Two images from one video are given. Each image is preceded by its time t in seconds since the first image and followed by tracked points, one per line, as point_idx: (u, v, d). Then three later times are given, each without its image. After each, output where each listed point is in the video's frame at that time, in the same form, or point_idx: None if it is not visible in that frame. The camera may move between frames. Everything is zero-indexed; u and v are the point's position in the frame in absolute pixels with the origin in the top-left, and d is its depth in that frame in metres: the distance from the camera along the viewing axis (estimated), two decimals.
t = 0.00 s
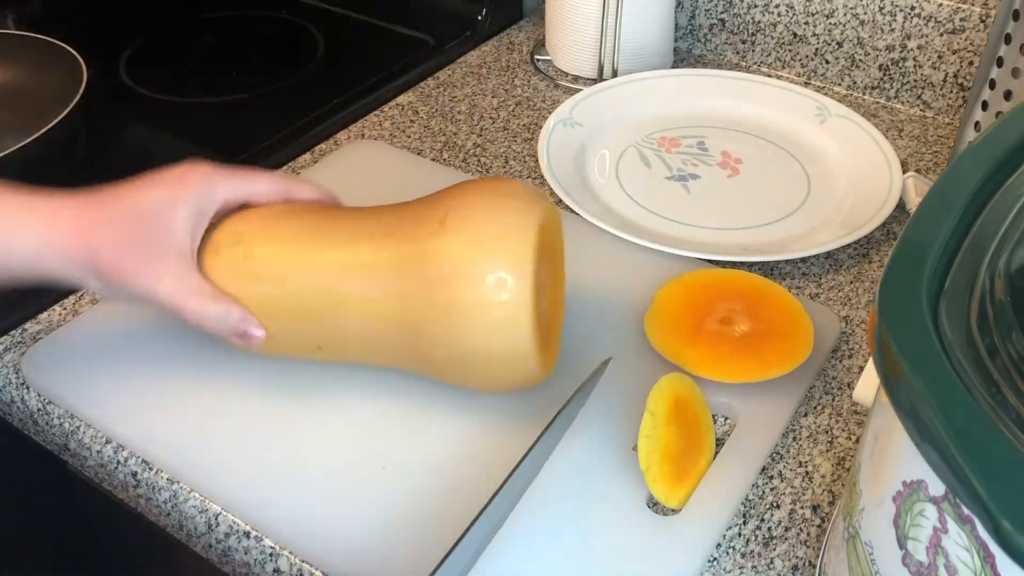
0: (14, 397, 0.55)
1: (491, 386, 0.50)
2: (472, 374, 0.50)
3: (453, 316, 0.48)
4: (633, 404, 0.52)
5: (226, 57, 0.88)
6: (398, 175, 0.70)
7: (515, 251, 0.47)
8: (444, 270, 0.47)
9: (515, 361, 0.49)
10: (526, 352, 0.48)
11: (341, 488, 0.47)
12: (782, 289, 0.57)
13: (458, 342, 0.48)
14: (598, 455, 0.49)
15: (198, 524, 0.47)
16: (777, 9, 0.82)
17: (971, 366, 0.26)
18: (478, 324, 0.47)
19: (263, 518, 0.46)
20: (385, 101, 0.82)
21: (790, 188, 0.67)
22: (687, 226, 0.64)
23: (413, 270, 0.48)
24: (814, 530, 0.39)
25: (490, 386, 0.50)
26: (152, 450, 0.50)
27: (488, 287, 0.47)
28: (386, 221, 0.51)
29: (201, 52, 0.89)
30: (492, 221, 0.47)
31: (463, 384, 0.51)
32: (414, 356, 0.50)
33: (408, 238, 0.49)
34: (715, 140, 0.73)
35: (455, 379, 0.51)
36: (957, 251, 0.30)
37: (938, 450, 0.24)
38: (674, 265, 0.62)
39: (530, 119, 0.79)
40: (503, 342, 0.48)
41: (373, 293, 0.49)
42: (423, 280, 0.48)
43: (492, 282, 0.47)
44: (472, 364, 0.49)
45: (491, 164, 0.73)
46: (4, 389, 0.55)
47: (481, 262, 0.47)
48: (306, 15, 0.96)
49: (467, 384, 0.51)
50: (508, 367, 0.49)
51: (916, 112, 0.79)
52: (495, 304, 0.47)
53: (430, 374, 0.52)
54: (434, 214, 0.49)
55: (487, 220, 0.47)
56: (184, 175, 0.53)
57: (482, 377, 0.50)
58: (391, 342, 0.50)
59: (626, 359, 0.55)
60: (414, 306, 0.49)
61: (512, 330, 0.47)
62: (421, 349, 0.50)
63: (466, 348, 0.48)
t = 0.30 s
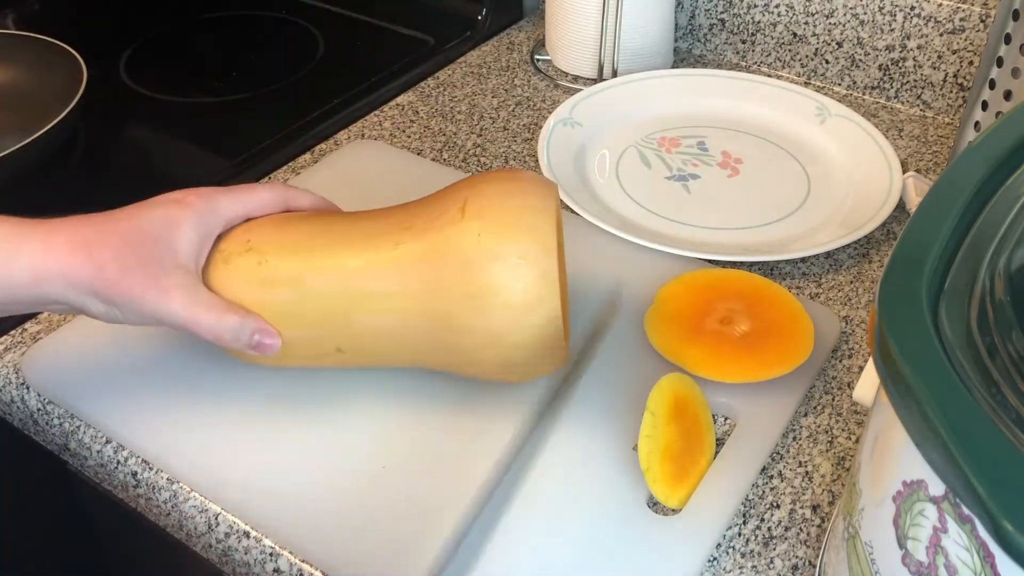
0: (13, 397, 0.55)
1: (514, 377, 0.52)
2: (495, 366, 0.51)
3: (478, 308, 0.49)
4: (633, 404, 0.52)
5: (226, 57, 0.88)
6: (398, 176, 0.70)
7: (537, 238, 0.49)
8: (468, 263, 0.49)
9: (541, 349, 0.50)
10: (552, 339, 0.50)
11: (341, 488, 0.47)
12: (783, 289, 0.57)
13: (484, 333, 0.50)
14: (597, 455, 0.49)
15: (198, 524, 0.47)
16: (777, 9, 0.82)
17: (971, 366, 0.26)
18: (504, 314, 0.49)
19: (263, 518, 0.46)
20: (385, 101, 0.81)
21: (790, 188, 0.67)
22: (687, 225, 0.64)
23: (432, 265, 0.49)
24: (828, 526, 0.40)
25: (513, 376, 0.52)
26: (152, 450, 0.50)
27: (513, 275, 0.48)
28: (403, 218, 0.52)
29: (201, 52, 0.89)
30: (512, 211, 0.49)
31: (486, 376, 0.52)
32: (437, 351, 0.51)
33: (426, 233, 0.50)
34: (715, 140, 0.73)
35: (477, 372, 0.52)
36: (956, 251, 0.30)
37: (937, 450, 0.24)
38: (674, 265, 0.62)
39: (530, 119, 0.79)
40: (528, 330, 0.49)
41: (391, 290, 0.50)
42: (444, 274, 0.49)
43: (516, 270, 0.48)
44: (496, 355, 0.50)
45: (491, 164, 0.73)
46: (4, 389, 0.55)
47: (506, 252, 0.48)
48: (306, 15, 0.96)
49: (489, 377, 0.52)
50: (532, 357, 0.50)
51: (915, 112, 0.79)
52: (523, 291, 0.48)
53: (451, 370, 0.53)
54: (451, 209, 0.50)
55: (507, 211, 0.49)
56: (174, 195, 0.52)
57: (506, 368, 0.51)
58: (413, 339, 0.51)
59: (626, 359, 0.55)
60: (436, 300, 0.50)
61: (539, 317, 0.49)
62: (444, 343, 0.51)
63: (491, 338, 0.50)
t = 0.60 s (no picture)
0: (14, 397, 0.55)
1: (515, 377, 0.52)
2: (497, 366, 0.51)
3: (479, 308, 0.49)
4: (633, 404, 0.52)
5: (227, 57, 0.88)
6: (398, 175, 0.70)
7: (537, 236, 0.49)
8: (468, 263, 0.49)
9: (541, 348, 0.50)
10: (553, 337, 0.50)
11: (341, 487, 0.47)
12: (783, 290, 0.57)
13: (485, 332, 0.50)
14: (597, 455, 0.49)
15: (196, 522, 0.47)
16: (777, 9, 0.82)
17: (971, 367, 0.26)
18: (504, 313, 0.49)
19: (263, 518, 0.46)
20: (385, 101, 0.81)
21: (790, 188, 0.67)
22: (687, 225, 0.64)
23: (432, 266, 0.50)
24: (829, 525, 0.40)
25: (515, 376, 0.52)
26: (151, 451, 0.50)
27: (514, 274, 0.48)
28: (403, 218, 0.52)
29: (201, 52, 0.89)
30: (512, 210, 0.49)
31: (487, 376, 0.52)
32: (439, 351, 0.51)
33: (427, 233, 0.50)
34: (715, 140, 0.73)
35: (480, 372, 0.52)
36: (956, 252, 0.30)
37: (938, 451, 0.24)
38: (674, 265, 0.62)
39: (530, 119, 0.79)
40: (529, 329, 0.49)
41: (393, 290, 0.50)
42: (444, 273, 0.49)
43: (517, 269, 0.48)
44: (498, 354, 0.50)
45: (491, 163, 0.73)
46: (4, 389, 0.55)
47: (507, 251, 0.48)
48: (306, 15, 0.96)
49: (490, 377, 0.52)
50: (533, 356, 0.50)
51: (916, 112, 0.79)
52: (523, 291, 0.48)
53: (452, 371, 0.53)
54: (450, 208, 0.50)
55: (507, 210, 0.49)
56: (172, 197, 0.52)
57: (507, 368, 0.51)
58: (414, 338, 0.51)
59: (626, 359, 0.55)
60: (437, 299, 0.50)
61: (540, 316, 0.49)
62: (445, 343, 0.51)
63: (492, 337, 0.50)
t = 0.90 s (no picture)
0: (14, 397, 0.55)
1: (517, 378, 0.52)
2: (498, 367, 0.51)
3: (479, 309, 0.49)
4: (633, 405, 0.52)
5: (227, 57, 0.88)
6: (398, 175, 0.70)
7: (536, 237, 0.49)
8: (468, 263, 0.49)
9: (542, 349, 0.50)
10: (553, 338, 0.50)
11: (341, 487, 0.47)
12: (783, 290, 0.57)
13: (486, 333, 0.50)
14: (597, 455, 0.49)
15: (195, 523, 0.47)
16: (777, 9, 0.82)
17: (972, 367, 0.26)
18: (505, 314, 0.49)
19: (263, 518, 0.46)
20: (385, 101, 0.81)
21: (791, 188, 0.67)
22: (687, 225, 0.64)
23: (431, 266, 0.49)
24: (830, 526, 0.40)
25: (516, 377, 0.52)
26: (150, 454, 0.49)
27: (514, 274, 0.48)
28: (402, 217, 0.52)
29: (201, 52, 0.89)
30: (511, 210, 0.49)
31: (488, 377, 0.52)
32: (439, 353, 0.51)
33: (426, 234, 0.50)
34: (715, 140, 0.73)
35: (481, 373, 0.52)
36: (956, 252, 0.30)
37: (937, 451, 0.24)
38: (674, 265, 0.62)
39: (530, 119, 0.79)
40: (529, 329, 0.49)
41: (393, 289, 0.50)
42: (444, 273, 0.49)
43: (517, 269, 0.48)
44: (498, 356, 0.50)
45: (491, 164, 0.73)
46: (4, 389, 0.55)
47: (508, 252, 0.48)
48: (306, 15, 0.96)
49: (491, 378, 0.52)
50: (533, 356, 0.50)
51: (915, 112, 0.79)
52: (523, 292, 0.48)
53: (453, 372, 0.53)
54: (450, 209, 0.51)
55: (508, 210, 0.49)
56: (173, 199, 0.52)
57: (508, 369, 0.51)
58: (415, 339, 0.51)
59: (626, 359, 0.55)
60: (437, 300, 0.50)
61: (540, 318, 0.49)
62: (445, 344, 0.51)
63: (492, 338, 0.50)
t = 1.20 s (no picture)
0: (14, 397, 0.55)
1: (517, 378, 0.52)
2: (498, 368, 0.51)
3: (479, 310, 0.49)
4: (633, 405, 0.52)
5: (227, 57, 0.88)
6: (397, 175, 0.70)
7: (537, 237, 0.49)
8: (469, 263, 0.49)
9: (542, 349, 0.50)
10: (553, 339, 0.50)
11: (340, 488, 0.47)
12: (783, 290, 0.57)
13: (486, 334, 0.50)
14: (597, 454, 0.49)
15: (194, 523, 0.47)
16: (777, 9, 0.82)
17: (971, 367, 0.26)
18: (506, 315, 0.49)
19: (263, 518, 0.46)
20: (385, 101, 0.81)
21: (791, 188, 0.67)
22: (687, 225, 0.64)
23: (431, 265, 0.49)
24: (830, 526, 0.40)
25: (516, 377, 0.52)
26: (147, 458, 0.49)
27: (513, 275, 0.48)
28: (402, 217, 0.52)
29: (201, 53, 0.89)
30: (512, 211, 0.49)
31: (488, 377, 0.52)
32: (439, 353, 0.51)
33: (426, 234, 0.50)
34: (715, 140, 0.73)
35: (481, 374, 0.52)
36: (956, 251, 0.30)
37: (937, 451, 0.24)
38: (674, 265, 0.62)
39: (530, 119, 0.79)
40: (529, 330, 0.49)
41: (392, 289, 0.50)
42: (444, 273, 0.49)
43: (516, 270, 0.48)
44: (499, 357, 0.50)
45: (491, 163, 0.73)
46: (4, 389, 0.55)
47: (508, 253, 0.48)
48: (306, 15, 0.96)
49: (491, 378, 0.52)
50: (533, 356, 0.50)
51: (915, 112, 0.79)
52: (523, 293, 0.48)
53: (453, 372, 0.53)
54: (450, 209, 0.51)
55: (507, 212, 0.49)
56: (173, 201, 0.51)
57: (508, 369, 0.51)
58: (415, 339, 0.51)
59: (626, 359, 0.55)
60: (437, 300, 0.50)
61: (541, 319, 0.49)
62: (445, 344, 0.51)
63: (492, 338, 0.50)
